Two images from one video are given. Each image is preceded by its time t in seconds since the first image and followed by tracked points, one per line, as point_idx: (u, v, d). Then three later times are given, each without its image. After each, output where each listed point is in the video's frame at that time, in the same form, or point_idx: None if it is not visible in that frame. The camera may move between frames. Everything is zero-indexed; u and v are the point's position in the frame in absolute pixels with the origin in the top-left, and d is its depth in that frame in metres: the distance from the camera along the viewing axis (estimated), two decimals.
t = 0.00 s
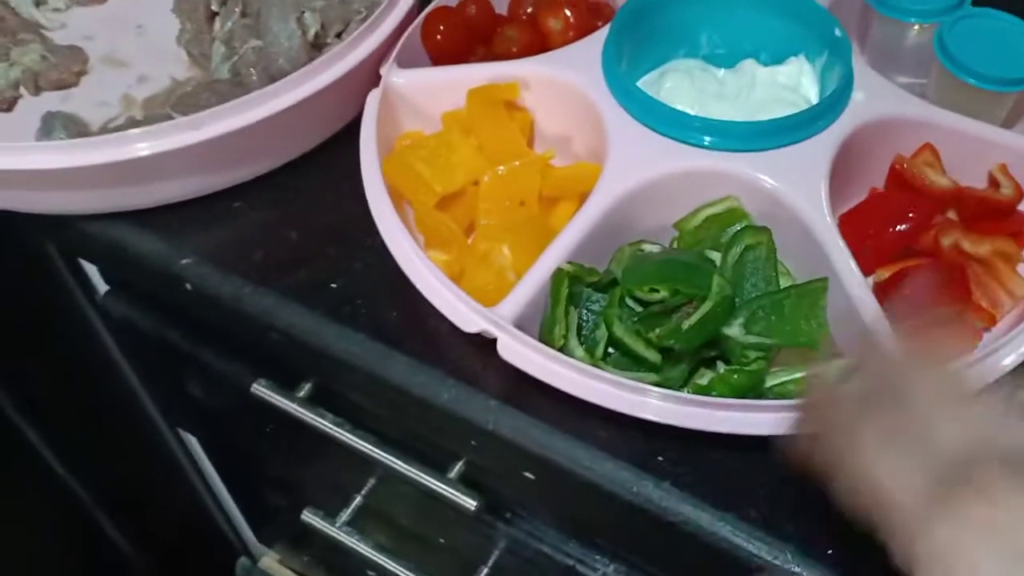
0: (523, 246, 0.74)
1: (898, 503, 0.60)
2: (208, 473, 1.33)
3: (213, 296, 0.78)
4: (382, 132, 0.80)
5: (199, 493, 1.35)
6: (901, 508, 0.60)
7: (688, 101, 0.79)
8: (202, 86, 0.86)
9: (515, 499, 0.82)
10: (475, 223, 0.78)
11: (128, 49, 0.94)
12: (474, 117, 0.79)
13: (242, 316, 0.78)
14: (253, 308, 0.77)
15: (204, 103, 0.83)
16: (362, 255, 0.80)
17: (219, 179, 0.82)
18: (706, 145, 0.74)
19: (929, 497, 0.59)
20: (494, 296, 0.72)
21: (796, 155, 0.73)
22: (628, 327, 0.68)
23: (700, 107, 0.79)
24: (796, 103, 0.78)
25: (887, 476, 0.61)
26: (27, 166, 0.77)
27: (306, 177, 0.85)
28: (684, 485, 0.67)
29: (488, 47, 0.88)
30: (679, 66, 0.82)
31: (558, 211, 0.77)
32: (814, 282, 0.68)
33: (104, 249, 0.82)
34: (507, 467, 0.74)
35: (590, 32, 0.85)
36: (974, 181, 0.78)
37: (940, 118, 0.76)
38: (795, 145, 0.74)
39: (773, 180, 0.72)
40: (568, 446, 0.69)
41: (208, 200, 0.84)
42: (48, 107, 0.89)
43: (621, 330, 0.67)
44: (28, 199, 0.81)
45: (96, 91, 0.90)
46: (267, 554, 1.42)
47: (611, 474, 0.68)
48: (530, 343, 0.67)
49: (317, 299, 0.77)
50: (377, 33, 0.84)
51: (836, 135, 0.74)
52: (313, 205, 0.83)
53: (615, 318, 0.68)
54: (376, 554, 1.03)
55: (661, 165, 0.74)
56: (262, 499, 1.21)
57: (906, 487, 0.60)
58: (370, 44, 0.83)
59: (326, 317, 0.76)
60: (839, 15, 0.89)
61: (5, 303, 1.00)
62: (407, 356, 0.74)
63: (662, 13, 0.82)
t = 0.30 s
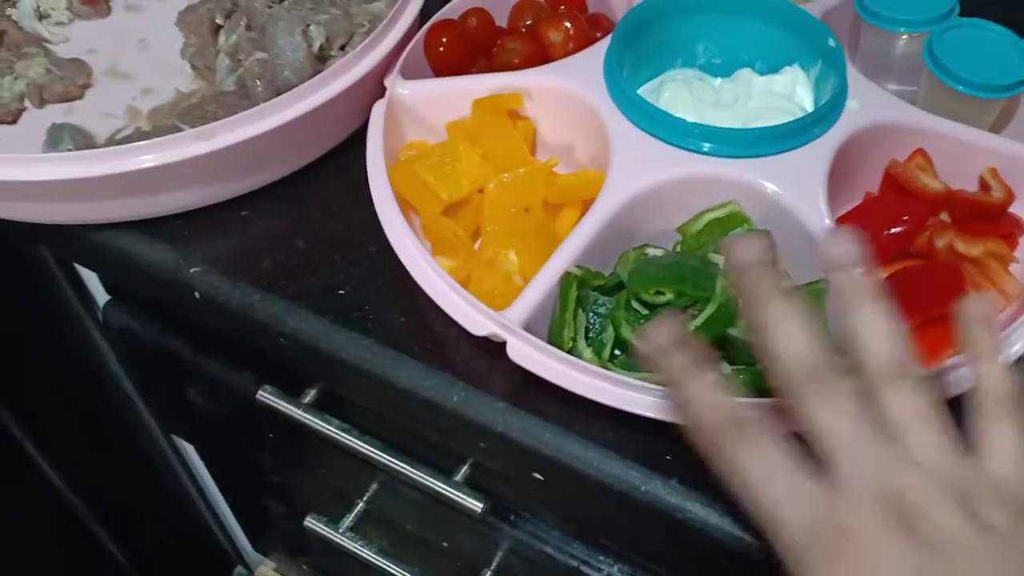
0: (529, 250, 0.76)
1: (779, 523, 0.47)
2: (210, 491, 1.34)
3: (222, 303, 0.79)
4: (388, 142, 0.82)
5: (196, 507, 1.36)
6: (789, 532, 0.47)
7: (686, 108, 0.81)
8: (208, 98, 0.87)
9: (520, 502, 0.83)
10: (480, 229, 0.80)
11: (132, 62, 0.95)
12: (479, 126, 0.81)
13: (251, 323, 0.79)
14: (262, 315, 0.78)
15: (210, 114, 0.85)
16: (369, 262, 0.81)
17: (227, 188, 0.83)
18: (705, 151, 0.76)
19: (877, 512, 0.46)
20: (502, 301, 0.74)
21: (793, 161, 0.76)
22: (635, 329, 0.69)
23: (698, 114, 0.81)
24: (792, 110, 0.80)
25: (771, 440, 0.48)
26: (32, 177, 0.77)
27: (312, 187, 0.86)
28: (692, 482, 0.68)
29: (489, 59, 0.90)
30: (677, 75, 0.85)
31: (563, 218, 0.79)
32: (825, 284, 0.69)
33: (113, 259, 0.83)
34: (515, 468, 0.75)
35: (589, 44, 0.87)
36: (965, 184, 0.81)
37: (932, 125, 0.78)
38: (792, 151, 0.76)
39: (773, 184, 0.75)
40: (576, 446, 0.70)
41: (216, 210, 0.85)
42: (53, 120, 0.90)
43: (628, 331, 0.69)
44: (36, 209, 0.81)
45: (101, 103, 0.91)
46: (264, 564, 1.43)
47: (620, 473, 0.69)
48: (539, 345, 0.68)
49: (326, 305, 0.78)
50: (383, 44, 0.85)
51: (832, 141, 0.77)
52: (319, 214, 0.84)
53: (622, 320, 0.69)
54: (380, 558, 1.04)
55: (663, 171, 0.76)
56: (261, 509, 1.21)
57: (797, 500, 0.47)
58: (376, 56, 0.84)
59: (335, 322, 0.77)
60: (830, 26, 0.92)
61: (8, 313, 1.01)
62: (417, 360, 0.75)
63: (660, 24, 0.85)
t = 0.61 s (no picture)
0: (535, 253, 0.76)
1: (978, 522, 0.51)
2: (212, 500, 1.37)
3: (229, 306, 0.79)
4: (394, 145, 0.82)
5: (197, 511, 1.36)
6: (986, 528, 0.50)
7: (691, 111, 0.82)
8: (214, 102, 0.88)
9: (526, 504, 0.83)
10: (487, 231, 0.81)
11: (136, 66, 0.95)
12: (486, 129, 0.81)
13: (258, 326, 0.79)
14: (270, 318, 0.78)
15: (217, 118, 0.85)
16: (375, 263, 0.81)
17: (233, 192, 0.83)
18: (710, 154, 0.77)
19: None
20: (510, 303, 0.74)
21: (798, 163, 0.76)
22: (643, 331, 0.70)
23: (702, 117, 0.82)
24: (796, 113, 0.81)
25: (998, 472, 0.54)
26: (39, 181, 0.77)
27: (317, 191, 0.87)
28: (698, 482, 0.69)
29: (494, 63, 0.91)
30: (681, 79, 0.86)
31: (569, 220, 0.80)
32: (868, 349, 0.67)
33: (119, 263, 0.83)
34: (522, 469, 0.76)
35: (593, 47, 0.88)
36: (965, 186, 0.82)
37: (933, 128, 0.79)
38: (796, 153, 0.77)
39: (778, 186, 0.75)
40: (583, 447, 0.71)
41: (222, 213, 0.85)
42: (58, 124, 0.90)
43: (636, 333, 0.69)
44: (43, 213, 0.81)
45: (106, 107, 0.91)
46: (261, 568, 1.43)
47: (626, 474, 0.69)
48: (549, 347, 0.68)
49: (334, 307, 0.78)
50: (388, 48, 0.86)
51: (836, 144, 0.77)
52: (325, 218, 0.85)
53: (630, 322, 0.70)
54: (382, 560, 1.03)
55: (669, 173, 0.76)
56: (262, 512, 1.21)
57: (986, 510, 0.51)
58: (381, 59, 0.85)
59: (343, 325, 0.77)
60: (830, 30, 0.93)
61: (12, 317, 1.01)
62: (424, 362, 0.75)
63: (665, 28, 0.85)
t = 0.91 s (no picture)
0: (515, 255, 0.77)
1: None
2: (199, 504, 1.34)
3: (211, 309, 0.80)
4: (376, 148, 0.82)
5: (186, 517, 1.34)
6: None
7: (671, 113, 0.83)
8: (196, 106, 0.88)
9: (509, 504, 0.83)
10: (468, 233, 0.81)
11: (118, 70, 0.96)
12: (466, 131, 0.82)
13: (239, 329, 0.79)
14: (251, 320, 0.78)
15: (198, 122, 0.85)
16: (357, 264, 0.82)
17: (215, 196, 0.84)
18: (689, 155, 0.78)
19: None
20: (490, 304, 0.75)
21: (775, 163, 0.77)
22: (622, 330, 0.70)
23: (681, 118, 0.82)
24: (774, 114, 0.82)
25: None
26: (20, 186, 0.77)
27: (298, 194, 0.87)
28: (677, 479, 0.69)
29: (475, 66, 0.91)
30: (661, 81, 0.86)
31: (549, 221, 0.80)
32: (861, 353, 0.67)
33: (101, 266, 0.83)
34: (503, 468, 0.76)
35: (573, 51, 0.89)
36: (940, 186, 0.82)
37: (909, 129, 0.80)
38: (773, 154, 0.78)
39: (755, 187, 0.76)
40: (562, 445, 0.71)
41: (204, 216, 0.85)
42: (40, 128, 0.91)
43: (614, 333, 0.70)
44: (24, 217, 0.82)
45: (87, 111, 0.92)
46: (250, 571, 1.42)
47: (605, 472, 0.70)
48: (528, 347, 0.69)
49: (315, 309, 0.79)
50: (369, 52, 0.86)
51: (813, 145, 0.78)
52: (307, 220, 0.85)
53: (609, 322, 0.70)
54: (367, 562, 1.03)
55: (647, 174, 0.77)
56: (249, 515, 1.21)
57: None
58: (361, 63, 0.85)
59: (324, 326, 0.78)
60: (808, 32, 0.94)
61: None
62: (405, 363, 0.76)
63: (645, 30, 0.86)
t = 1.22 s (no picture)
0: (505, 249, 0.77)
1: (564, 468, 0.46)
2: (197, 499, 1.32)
3: (203, 304, 0.80)
4: (367, 144, 0.83)
5: (183, 512, 1.32)
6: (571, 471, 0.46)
7: (661, 108, 0.83)
8: (188, 102, 0.88)
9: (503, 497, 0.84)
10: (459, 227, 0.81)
11: (111, 68, 0.96)
12: (457, 126, 0.82)
13: (231, 323, 0.79)
14: (243, 314, 0.79)
15: (190, 118, 0.86)
16: (349, 260, 0.82)
17: (207, 191, 0.84)
18: (679, 149, 0.78)
19: (606, 489, 0.45)
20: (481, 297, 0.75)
21: (764, 156, 0.77)
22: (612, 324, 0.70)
23: (671, 113, 0.83)
24: (763, 107, 0.82)
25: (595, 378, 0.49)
26: (13, 182, 0.77)
27: (291, 189, 0.87)
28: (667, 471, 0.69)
29: (466, 61, 0.91)
30: (651, 76, 0.87)
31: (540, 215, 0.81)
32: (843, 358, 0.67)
33: (95, 262, 0.84)
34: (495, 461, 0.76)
35: (564, 46, 0.89)
36: (930, 179, 0.83)
37: (898, 122, 0.80)
38: (762, 147, 0.78)
39: (743, 180, 0.76)
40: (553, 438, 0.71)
41: (196, 212, 0.85)
42: (34, 125, 0.91)
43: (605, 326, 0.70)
44: (17, 213, 0.82)
45: (81, 107, 0.92)
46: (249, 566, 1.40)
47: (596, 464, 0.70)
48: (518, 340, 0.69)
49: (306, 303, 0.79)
50: (360, 48, 0.86)
51: (802, 137, 0.79)
52: (299, 215, 0.85)
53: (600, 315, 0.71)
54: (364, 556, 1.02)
55: (637, 168, 0.77)
56: (245, 512, 1.21)
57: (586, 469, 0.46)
58: (352, 59, 0.85)
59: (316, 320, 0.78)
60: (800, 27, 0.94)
61: None
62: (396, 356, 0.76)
63: (635, 25, 0.86)
